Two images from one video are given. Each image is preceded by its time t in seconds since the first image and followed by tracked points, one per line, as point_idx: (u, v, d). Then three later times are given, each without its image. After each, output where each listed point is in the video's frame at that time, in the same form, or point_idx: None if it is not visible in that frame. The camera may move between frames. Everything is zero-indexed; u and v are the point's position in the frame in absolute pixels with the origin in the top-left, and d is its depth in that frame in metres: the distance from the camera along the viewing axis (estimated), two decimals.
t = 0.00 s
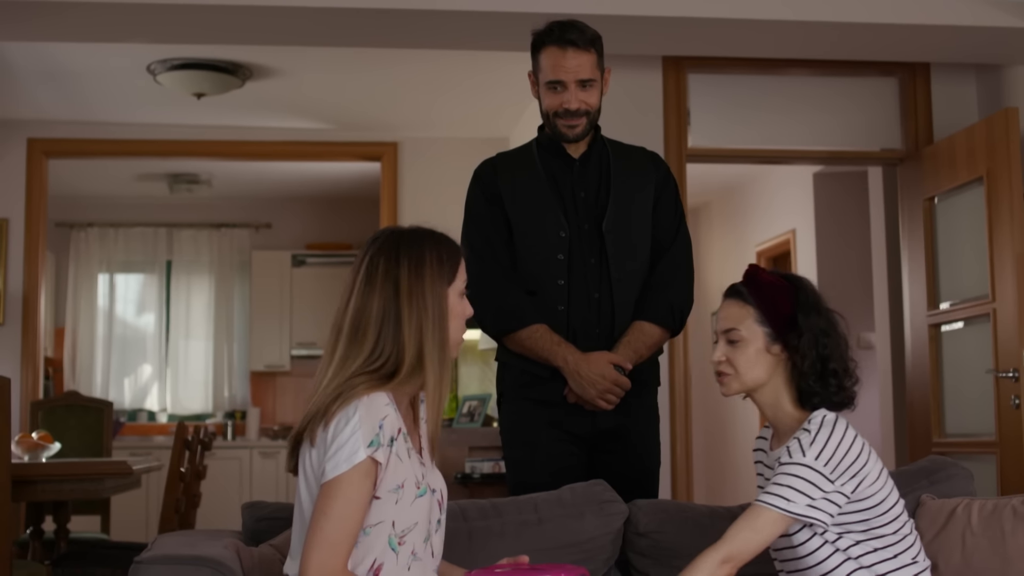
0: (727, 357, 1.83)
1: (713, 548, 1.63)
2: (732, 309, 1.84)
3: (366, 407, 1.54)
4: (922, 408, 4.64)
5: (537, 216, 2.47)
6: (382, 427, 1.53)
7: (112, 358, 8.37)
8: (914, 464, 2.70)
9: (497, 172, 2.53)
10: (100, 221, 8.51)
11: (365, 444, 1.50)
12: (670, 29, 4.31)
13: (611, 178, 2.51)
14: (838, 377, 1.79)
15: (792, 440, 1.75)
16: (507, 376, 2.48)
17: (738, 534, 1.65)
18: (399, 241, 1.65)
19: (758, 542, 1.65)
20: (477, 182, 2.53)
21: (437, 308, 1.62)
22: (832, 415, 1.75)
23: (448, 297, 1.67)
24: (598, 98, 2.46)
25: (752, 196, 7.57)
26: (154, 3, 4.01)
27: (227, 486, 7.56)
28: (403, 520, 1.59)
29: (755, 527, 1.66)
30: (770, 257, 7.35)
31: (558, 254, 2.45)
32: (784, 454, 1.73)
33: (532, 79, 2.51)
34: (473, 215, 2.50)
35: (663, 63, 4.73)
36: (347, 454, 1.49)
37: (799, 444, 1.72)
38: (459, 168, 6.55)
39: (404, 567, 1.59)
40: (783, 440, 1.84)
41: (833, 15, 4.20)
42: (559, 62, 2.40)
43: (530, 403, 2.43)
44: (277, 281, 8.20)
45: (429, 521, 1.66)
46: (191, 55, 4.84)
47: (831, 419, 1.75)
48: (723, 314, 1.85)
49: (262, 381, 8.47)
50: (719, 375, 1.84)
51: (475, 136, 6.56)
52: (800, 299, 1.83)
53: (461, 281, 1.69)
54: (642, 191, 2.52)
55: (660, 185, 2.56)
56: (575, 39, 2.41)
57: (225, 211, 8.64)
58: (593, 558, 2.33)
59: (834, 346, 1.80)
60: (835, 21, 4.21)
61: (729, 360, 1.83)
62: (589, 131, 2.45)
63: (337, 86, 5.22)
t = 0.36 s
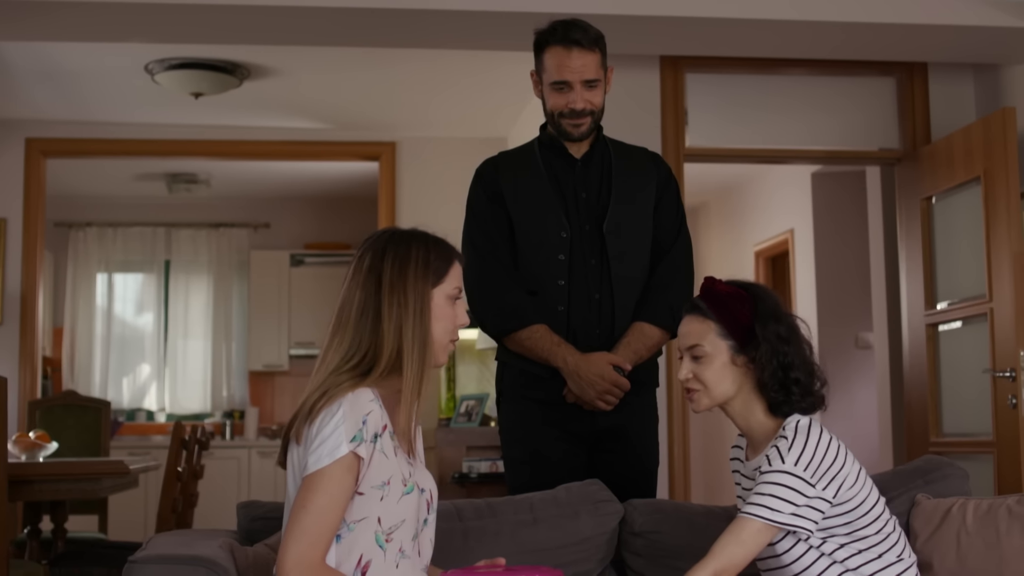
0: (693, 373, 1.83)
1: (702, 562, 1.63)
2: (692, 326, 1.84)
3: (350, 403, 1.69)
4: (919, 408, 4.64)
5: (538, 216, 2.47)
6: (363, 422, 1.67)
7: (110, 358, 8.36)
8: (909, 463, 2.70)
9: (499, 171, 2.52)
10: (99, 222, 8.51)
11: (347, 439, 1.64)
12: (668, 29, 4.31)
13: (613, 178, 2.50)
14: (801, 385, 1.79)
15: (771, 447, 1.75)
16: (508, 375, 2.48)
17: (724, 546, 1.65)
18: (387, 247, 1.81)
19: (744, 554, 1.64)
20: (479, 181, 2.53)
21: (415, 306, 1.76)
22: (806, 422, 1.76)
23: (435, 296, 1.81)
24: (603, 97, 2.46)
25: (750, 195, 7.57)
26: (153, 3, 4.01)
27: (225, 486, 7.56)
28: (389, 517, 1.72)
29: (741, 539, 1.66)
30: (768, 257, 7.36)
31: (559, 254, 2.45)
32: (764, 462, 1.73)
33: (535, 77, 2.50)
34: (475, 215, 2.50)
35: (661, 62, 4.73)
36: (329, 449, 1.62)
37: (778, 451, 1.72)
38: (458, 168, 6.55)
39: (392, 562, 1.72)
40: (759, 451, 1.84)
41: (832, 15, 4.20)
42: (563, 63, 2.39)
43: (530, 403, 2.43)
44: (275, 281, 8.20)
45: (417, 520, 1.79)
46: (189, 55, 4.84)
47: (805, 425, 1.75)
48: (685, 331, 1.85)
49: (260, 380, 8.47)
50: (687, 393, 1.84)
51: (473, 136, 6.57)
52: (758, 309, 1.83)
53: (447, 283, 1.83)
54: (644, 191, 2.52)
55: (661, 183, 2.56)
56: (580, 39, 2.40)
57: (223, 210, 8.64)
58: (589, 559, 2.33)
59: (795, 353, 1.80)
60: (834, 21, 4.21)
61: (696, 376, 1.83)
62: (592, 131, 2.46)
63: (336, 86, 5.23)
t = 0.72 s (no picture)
0: (689, 378, 1.84)
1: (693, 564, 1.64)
2: (686, 330, 1.85)
3: (341, 403, 1.69)
4: (916, 408, 4.64)
5: (533, 216, 2.47)
6: (354, 423, 1.67)
7: (109, 359, 8.36)
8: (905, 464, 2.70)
9: (493, 172, 2.52)
10: (97, 221, 8.51)
11: (337, 439, 1.64)
12: (666, 29, 4.31)
13: (607, 179, 2.50)
14: (796, 387, 1.80)
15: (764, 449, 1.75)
16: (502, 376, 2.48)
17: (716, 547, 1.66)
18: (378, 249, 1.82)
19: (734, 556, 1.65)
20: (473, 182, 2.53)
21: (401, 305, 1.76)
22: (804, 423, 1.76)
23: (427, 297, 1.82)
24: (599, 97, 2.46)
25: (748, 195, 7.57)
26: (151, 3, 4.01)
27: (224, 486, 7.56)
28: (379, 518, 1.72)
29: (733, 541, 1.67)
30: (767, 257, 7.36)
31: (554, 255, 2.45)
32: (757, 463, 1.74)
33: (532, 78, 2.50)
34: (469, 216, 2.50)
35: (657, 61, 4.73)
36: (319, 449, 1.63)
37: (770, 451, 1.72)
38: (456, 168, 6.54)
39: (382, 563, 1.73)
40: (756, 453, 1.86)
41: (830, 15, 4.20)
42: (561, 62, 2.40)
43: (524, 403, 2.43)
44: (273, 282, 8.20)
45: (407, 519, 1.79)
46: (187, 55, 4.84)
47: (802, 427, 1.75)
48: (679, 336, 1.86)
49: (259, 380, 8.47)
50: (684, 397, 1.85)
51: (471, 136, 6.56)
52: (751, 312, 1.84)
53: (438, 286, 1.83)
54: (638, 192, 2.52)
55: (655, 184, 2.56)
56: (577, 38, 2.40)
57: (222, 211, 8.64)
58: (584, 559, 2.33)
59: (788, 357, 1.81)
60: (831, 22, 4.21)
61: (692, 380, 1.84)
62: (589, 131, 2.46)
63: (333, 86, 5.23)
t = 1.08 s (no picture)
0: (701, 374, 1.84)
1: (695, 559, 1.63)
2: (698, 326, 1.85)
3: (331, 403, 1.69)
4: (913, 409, 4.64)
5: (525, 216, 2.47)
6: (345, 422, 1.68)
7: (107, 359, 8.36)
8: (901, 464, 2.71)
9: (484, 172, 2.52)
10: (95, 222, 8.51)
11: (328, 438, 1.64)
12: (664, 29, 4.31)
13: (599, 178, 2.51)
14: (807, 383, 1.80)
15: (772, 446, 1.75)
16: (495, 377, 2.48)
17: (718, 543, 1.65)
18: (370, 250, 1.82)
19: (739, 550, 1.64)
20: (465, 182, 2.53)
21: (393, 306, 1.76)
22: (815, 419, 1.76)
23: (417, 300, 1.82)
24: (591, 99, 2.46)
25: (746, 196, 7.56)
26: (148, 3, 4.01)
27: (222, 485, 7.56)
28: (371, 517, 1.73)
29: (736, 536, 1.66)
30: (765, 257, 7.35)
31: (546, 255, 2.45)
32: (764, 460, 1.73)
33: (522, 81, 2.50)
34: (461, 216, 2.50)
35: (654, 62, 4.73)
36: (310, 449, 1.63)
37: (777, 448, 1.72)
38: (454, 168, 6.54)
39: (374, 562, 1.73)
40: (768, 447, 1.86)
41: (827, 16, 4.20)
42: (552, 63, 2.39)
43: (517, 403, 2.43)
44: (271, 282, 8.20)
45: (400, 519, 1.80)
46: (184, 55, 4.85)
47: (813, 423, 1.75)
48: (691, 333, 1.86)
49: (257, 381, 8.48)
50: (698, 393, 1.86)
51: (469, 136, 6.57)
52: (762, 309, 1.84)
53: (430, 288, 1.84)
54: (629, 191, 2.52)
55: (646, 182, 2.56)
56: (568, 40, 2.40)
57: (220, 211, 8.64)
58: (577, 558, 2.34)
59: (800, 353, 1.80)
60: (829, 22, 4.21)
61: (704, 376, 1.84)
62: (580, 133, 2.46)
63: (331, 86, 5.23)
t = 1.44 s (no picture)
0: (719, 368, 1.84)
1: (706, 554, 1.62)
2: (716, 321, 1.85)
3: (330, 402, 1.70)
4: (911, 409, 4.64)
5: (523, 214, 2.47)
6: (343, 421, 1.68)
7: (106, 359, 8.37)
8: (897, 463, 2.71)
9: (483, 170, 2.52)
10: (94, 222, 8.51)
11: (326, 437, 1.65)
12: (662, 29, 4.31)
13: (598, 175, 2.50)
14: (825, 379, 1.79)
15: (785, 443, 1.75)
16: (494, 376, 2.49)
17: (730, 538, 1.65)
18: (370, 251, 1.82)
19: (751, 545, 1.64)
20: (463, 180, 2.53)
21: (393, 307, 1.77)
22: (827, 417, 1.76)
23: (415, 302, 1.83)
24: (588, 99, 2.46)
25: (745, 196, 7.56)
26: (146, 3, 4.01)
27: (220, 485, 7.56)
28: (369, 516, 1.73)
29: (748, 531, 1.65)
30: (764, 257, 7.35)
31: (544, 255, 2.45)
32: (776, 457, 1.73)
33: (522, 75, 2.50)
34: (459, 215, 2.50)
35: (652, 62, 4.73)
36: (309, 447, 1.63)
37: (791, 444, 1.72)
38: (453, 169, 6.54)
39: (371, 562, 1.73)
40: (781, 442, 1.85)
41: (826, 16, 4.20)
42: (548, 65, 2.39)
43: (517, 403, 2.44)
44: (270, 282, 8.21)
45: (397, 519, 1.80)
46: (181, 55, 4.85)
47: (826, 421, 1.75)
48: (709, 327, 1.86)
49: (256, 381, 8.47)
50: (715, 387, 1.85)
51: (468, 136, 6.57)
52: (781, 304, 1.84)
53: (429, 290, 1.85)
54: (628, 188, 2.51)
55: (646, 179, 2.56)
56: (565, 42, 2.39)
57: (220, 211, 8.65)
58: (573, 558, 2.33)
59: (818, 349, 1.81)
60: (827, 22, 4.21)
61: (722, 370, 1.84)
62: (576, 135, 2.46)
63: (329, 87, 5.23)
